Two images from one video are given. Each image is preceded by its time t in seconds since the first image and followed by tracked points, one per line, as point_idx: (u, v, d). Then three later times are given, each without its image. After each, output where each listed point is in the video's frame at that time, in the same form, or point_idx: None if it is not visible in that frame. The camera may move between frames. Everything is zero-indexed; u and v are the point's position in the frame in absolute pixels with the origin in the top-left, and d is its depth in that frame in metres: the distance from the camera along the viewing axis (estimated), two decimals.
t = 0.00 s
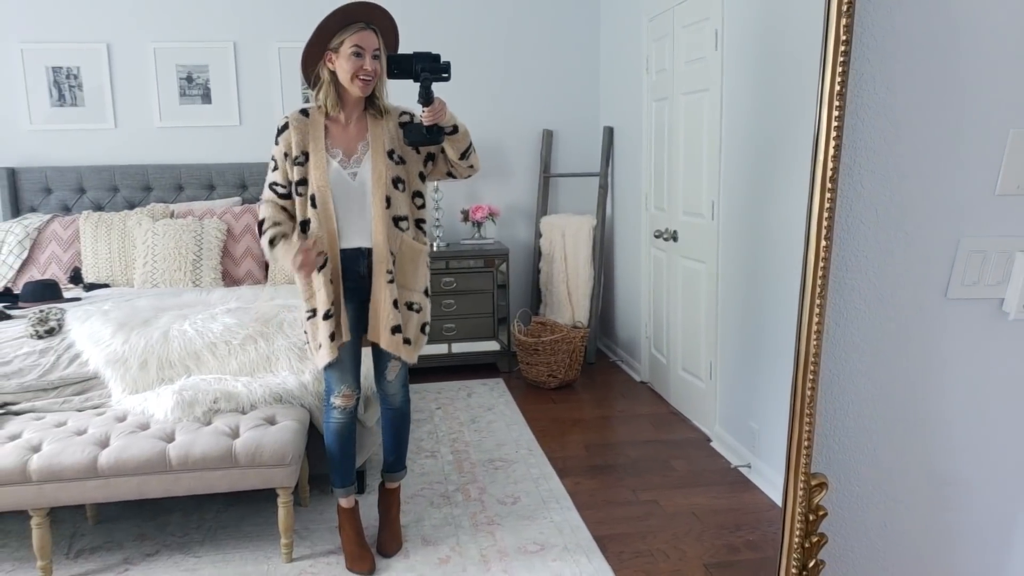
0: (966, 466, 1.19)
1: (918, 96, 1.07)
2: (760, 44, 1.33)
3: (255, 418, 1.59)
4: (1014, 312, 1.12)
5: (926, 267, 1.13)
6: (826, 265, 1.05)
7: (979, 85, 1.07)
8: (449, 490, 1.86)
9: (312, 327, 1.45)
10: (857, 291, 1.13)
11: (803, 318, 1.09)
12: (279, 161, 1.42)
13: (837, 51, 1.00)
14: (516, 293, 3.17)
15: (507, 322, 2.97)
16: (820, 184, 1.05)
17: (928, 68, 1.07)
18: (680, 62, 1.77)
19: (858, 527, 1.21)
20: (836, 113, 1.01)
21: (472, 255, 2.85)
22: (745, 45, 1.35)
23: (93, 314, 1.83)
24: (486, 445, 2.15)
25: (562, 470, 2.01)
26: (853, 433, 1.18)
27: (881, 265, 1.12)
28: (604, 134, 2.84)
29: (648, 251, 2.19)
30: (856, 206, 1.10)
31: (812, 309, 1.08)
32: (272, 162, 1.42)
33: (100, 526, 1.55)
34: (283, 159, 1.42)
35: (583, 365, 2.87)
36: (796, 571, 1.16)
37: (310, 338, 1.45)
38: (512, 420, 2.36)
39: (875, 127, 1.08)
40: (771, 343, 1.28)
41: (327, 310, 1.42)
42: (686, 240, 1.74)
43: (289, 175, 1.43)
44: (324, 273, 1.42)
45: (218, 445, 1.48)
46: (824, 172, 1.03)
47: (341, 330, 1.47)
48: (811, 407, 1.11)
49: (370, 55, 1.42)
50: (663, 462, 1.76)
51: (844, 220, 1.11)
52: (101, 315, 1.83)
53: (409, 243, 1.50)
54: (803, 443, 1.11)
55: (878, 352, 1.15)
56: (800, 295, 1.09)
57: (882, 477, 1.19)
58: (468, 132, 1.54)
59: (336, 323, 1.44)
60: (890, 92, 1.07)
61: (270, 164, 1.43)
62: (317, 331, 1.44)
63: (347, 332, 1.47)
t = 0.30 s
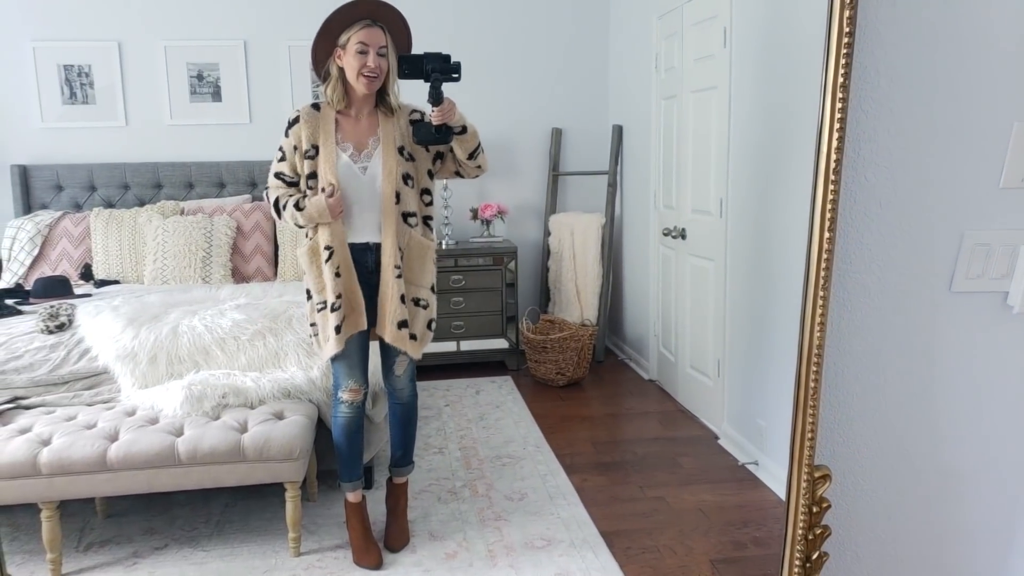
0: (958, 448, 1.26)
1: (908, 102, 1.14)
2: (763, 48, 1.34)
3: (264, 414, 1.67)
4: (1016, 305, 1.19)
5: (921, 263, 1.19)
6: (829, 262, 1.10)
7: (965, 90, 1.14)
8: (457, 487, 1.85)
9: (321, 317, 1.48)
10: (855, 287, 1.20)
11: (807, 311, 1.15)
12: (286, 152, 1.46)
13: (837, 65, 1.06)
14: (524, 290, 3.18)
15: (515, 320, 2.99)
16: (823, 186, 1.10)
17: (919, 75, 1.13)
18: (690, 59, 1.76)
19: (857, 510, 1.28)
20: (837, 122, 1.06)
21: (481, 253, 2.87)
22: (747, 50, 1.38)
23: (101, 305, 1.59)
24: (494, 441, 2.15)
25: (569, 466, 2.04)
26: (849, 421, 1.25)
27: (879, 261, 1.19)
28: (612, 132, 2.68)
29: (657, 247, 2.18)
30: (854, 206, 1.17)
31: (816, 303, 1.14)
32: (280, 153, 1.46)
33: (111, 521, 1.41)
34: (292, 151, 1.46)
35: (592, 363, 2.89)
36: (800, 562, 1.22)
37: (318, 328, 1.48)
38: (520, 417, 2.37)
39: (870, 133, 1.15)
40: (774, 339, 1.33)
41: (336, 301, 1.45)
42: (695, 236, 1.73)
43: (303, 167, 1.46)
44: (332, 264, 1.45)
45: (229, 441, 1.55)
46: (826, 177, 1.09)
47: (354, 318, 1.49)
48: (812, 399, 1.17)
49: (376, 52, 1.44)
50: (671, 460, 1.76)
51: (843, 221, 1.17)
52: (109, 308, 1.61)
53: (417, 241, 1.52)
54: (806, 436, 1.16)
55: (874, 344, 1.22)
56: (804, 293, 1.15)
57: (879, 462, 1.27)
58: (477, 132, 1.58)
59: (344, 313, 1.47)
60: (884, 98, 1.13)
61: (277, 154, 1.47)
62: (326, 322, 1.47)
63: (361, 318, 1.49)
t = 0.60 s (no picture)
0: (966, 452, 1.25)
1: (913, 104, 1.13)
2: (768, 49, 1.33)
3: (268, 415, 1.64)
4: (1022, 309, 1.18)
5: (926, 266, 1.18)
6: (833, 266, 1.10)
7: (971, 92, 1.13)
8: (462, 488, 1.86)
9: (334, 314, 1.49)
10: (860, 290, 1.19)
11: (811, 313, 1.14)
12: (297, 153, 1.47)
13: (841, 69, 1.06)
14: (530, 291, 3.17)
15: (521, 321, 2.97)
16: (826, 191, 1.10)
17: (924, 77, 1.12)
18: (696, 60, 1.75)
19: (863, 514, 1.27)
20: (841, 127, 1.06)
21: (488, 253, 2.86)
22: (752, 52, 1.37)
23: (106, 306, 1.60)
24: (499, 443, 2.15)
25: (574, 468, 2.01)
26: (854, 425, 1.24)
27: (883, 264, 1.18)
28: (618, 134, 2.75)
29: (663, 248, 2.17)
30: (859, 209, 1.16)
31: (819, 306, 1.13)
32: (291, 153, 1.47)
33: (116, 522, 1.41)
34: (301, 151, 1.47)
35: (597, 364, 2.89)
36: (803, 568, 1.21)
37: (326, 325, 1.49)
38: (524, 419, 2.36)
39: (875, 136, 1.14)
40: (777, 342, 1.32)
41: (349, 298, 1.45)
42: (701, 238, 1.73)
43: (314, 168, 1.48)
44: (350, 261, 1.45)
45: (233, 442, 1.52)
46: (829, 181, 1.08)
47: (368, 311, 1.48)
48: (816, 404, 1.17)
49: (372, 53, 1.45)
50: (676, 462, 1.75)
51: (847, 224, 1.17)
52: (114, 308, 1.62)
53: (420, 245, 1.53)
54: (810, 442, 1.16)
55: (879, 348, 1.21)
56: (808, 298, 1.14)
57: (884, 466, 1.26)
58: (483, 135, 1.58)
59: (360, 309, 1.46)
60: (889, 100, 1.13)
61: (288, 155, 1.48)
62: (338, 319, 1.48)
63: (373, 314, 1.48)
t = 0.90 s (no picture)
0: (975, 455, 1.25)
1: (921, 106, 1.13)
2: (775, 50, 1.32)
3: (274, 415, 1.62)
4: None
5: (933, 268, 1.18)
6: (841, 268, 1.09)
7: (981, 94, 1.13)
8: (467, 489, 1.86)
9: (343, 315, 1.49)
10: (867, 293, 1.19)
11: (818, 316, 1.13)
12: (305, 153, 1.47)
13: (849, 70, 1.05)
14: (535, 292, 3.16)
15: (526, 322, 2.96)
16: (834, 192, 1.10)
17: (932, 79, 1.12)
18: (701, 62, 1.75)
19: (871, 518, 1.27)
20: (850, 129, 1.06)
21: (493, 254, 2.84)
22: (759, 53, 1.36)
23: (112, 307, 1.58)
24: (504, 444, 2.15)
25: (579, 470, 2.01)
26: (861, 428, 1.24)
27: (891, 267, 1.17)
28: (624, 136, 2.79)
29: (668, 250, 2.17)
30: (867, 212, 1.16)
31: (827, 309, 1.12)
32: (299, 153, 1.47)
33: (120, 522, 1.44)
34: (309, 152, 1.47)
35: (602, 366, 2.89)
36: (810, 571, 1.20)
37: (334, 328, 1.48)
38: (529, 420, 2.36)
39: (882, 138, 1.13)
40: (783, 343, 1.32)
41: (371, 298, 1.48)
42: (706, 240, 1.72)
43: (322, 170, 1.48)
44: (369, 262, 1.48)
45: (239, 442, 1.50)
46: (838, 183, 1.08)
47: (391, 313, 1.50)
48: (823, 407, 1.16)
49: (377, 57, 1.45)
50: (681, 464, 1.75)
51: (855, 226, 1.16)
52: (120, 310, 1.61)
53: (427, 246, 1.54)
54: (817, 445, 1.15)
55: (886, 351, 1.21)
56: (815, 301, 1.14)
57: (891, 470, 1.25)
58: (489, 137, 1.59)
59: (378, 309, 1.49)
60: (896, 102, 1.12)
61: (296, 155, 1.48)
62: (355, 320, 1.49)
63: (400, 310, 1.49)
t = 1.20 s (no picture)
0: (986, 454, 1.26)
1: (930, 109, 1.16)
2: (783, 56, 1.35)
3: (279, 416, 1.68)
4: None
5: (943, 269, 1.21)
6: (850, 268, 1.12)
7: (988, 98, 1.16)
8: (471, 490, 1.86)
9: (350, 317, 1.49)
10: (878, 293, 1.21)
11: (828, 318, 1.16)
12: (309, 156, 1.48)
13: (859, 71, 1.09)
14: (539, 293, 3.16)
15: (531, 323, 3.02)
16: (844, 193, 1.13)
17: (943, 82, 1.15)
18: (706, 64, 1.76)
19: (882, 517, 1.29)
20: (860, 131, 1.09)
21: (497, 255, 2.86)
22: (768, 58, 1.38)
23: (118, 307, 1.52)
24: (508, 445, 2.15)
25: (584, 471, 2.02)
26: (871, 427, 1.26)
27: (902, 269, 1.20)
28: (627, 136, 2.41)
29: (673, 251, 2.17)
30: (876, 212, 1.19)
31: (837, 311, 1.15)
32: (303, 156, 1.49)
33: (126, 522, 1.37)
34: (313, 154, 1.48)
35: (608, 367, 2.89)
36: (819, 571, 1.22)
37: (341, 329, 1.49)
38: (534, 421, 2.36)
39: (893, 140, 1.17)
40: (793, 343, 1.35)
41: (378, 299, 1.50)
42: (711, 241, 1.73)
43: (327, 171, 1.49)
44: (374, 263, 1.49)
45: (245, 444, 1.56)
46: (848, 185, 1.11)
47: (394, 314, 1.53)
48: (833, 408, 1.19)
49: (382, 57, 1.47)
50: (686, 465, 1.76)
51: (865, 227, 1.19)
52: (126, 310, 1.54)
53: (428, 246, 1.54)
54: (826, 445, 1.18)
55: (896, 350, 1.23)
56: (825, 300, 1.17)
57: (902, 469, 1.27)
58: (493, 137, 1.59)
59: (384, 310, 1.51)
60: (906, 105, 1.16)
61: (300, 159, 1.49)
62: (361, 322, 1.50)
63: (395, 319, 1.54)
